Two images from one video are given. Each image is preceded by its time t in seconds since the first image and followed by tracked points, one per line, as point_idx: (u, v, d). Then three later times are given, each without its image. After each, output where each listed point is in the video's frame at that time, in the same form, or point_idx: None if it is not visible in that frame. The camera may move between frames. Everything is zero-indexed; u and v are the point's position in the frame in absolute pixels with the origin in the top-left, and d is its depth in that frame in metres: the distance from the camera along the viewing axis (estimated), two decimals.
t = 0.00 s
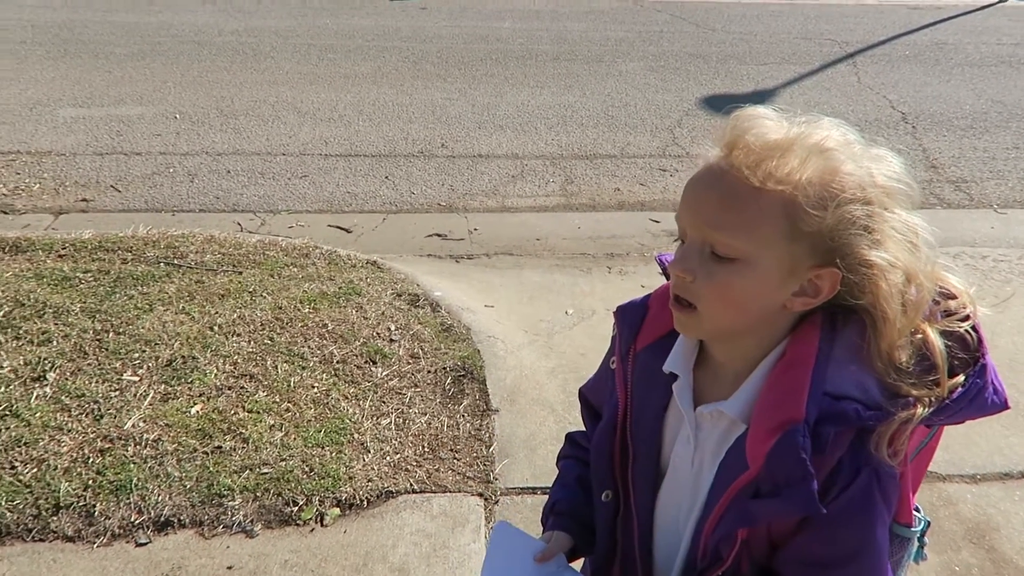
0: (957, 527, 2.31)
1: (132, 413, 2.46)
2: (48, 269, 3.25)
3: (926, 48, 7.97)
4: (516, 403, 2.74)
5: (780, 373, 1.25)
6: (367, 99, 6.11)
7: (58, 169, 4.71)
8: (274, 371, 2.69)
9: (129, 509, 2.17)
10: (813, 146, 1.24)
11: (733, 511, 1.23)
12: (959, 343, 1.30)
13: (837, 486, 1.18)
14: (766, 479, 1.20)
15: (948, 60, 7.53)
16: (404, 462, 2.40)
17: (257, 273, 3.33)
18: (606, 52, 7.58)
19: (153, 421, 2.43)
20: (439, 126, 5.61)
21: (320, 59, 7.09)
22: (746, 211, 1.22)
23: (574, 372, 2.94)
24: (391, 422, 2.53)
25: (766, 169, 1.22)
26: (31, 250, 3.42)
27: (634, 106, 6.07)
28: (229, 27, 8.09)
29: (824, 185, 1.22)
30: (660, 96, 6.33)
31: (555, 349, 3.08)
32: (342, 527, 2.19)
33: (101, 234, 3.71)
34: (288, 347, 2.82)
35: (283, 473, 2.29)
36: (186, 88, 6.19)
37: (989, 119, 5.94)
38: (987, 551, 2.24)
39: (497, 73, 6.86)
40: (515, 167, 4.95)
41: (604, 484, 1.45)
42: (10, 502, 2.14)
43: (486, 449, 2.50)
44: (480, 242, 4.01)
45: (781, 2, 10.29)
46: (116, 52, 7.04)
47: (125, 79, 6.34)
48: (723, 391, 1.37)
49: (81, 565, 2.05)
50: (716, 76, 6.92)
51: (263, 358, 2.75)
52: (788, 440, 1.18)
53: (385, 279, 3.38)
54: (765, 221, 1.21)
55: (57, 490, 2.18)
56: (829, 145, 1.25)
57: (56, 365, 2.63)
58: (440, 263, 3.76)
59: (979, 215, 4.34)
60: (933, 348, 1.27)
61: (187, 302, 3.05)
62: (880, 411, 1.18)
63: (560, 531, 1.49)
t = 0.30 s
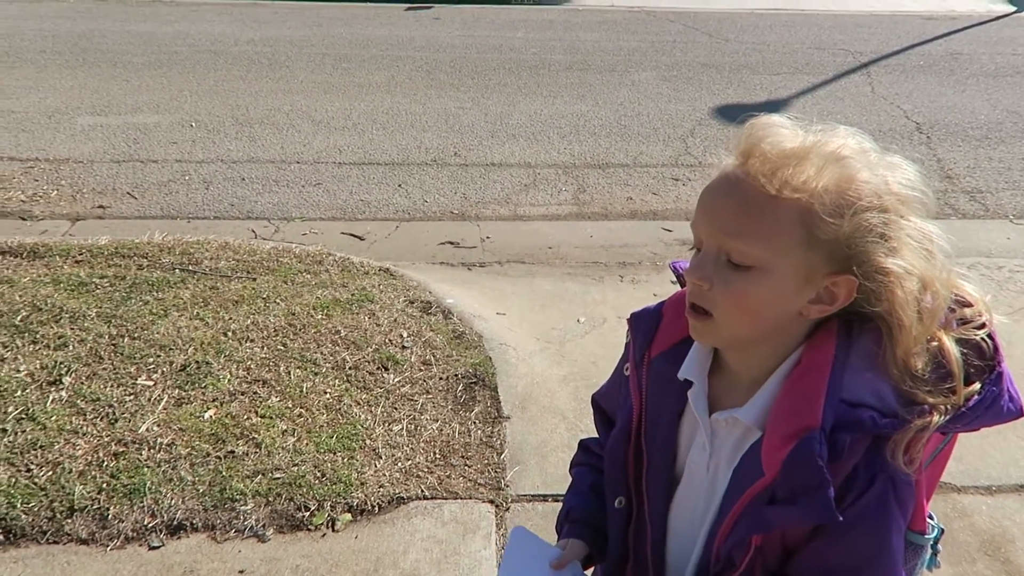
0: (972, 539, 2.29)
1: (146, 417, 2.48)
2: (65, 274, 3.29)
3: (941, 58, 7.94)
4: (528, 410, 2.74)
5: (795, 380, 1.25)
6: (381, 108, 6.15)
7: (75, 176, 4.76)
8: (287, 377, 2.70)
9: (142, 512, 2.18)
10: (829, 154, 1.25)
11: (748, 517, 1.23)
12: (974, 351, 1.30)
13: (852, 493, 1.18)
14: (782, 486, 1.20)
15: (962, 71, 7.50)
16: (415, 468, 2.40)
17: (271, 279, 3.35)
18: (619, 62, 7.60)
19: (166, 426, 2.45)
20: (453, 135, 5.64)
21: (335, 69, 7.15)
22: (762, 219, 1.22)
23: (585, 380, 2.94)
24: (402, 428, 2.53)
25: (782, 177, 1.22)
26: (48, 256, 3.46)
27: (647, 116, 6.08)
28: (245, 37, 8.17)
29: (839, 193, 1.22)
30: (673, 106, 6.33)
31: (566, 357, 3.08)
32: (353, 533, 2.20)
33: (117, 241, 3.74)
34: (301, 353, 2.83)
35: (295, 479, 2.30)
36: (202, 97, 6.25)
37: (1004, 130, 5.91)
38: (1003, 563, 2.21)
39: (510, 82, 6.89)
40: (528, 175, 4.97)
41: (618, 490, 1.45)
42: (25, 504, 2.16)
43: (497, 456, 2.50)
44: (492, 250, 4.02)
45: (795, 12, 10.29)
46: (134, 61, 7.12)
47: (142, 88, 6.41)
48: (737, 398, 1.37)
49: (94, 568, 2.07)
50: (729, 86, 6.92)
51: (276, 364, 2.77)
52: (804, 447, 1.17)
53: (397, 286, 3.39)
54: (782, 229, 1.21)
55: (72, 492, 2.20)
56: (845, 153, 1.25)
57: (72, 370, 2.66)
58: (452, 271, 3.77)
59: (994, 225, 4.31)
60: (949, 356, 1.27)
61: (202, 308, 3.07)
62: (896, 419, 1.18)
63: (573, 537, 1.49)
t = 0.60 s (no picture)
0: (983, 547, 2.27)
1: (156, 416, 2.49)
2: (77, 273, 3.31)
3: (953, 64, 7.91)
4: (536, 413, 2.74)
5: (811, 382, 1.24)
6: (391, 110, 6.17)
7: (88, 176, 4.80)
8: (296, 377, 2.71)
9: (151, 510, 2.19)
10: (846, 159, 1.25)
11: (763, 519, 1.22)
12: (991, 354, 1.29)
13: (869, 494, 1.18)
14: (798, 487, 1.20)
15: (974, 76, 7.46)
16: (423, 469, 2.41)
17: (281, 280, 3.36)
18: (629, 66, 7.60)
19: (176, 425, 2.46)
20: (462, 137, 5.65)
21: (346, 71, 7.17)
22: (780, 222, 1.22)
23: (594, 383, 2.94)
24: (411, 429, 2.54)
25: (799, 180, 1.22)
26: (60, 255, 3.48)
27: (657, 120, 6.08)
28: (257, 39, 8.21)
29: (856, 197, 1.22)
30: (683, 110, 6.33)
31: (574, 360, 3.08)
32: (361, 533, 2.20)
33: (129, 241, 3.77)
34: (310, 353, 2.84)
35: (304, 479, 2.30)
36: (213, 98, 6.28)
37: (1017, 136, 5.87)
38: (1013, 571, 2.20)
39: (520, 86, 6.90)
40: (537, 178, 4.97)
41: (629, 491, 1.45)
42: (35, 501, 2.18)
43: (505, 459, 2.50)
44: (501, 253, 4.03)
45: (806, 17, 10.27)
46: (146, 63, 7.17)
47: (155, 89, 6.45)
48: (751, 400, 1.37)
49: (103, 565, 2.08)
50: (740, 90, 6.91)
51: (286, 364, 2.78)
52: (821, 448, 1.17)
53: (407, 287, 3.40)
54: (800, 232, 1.21)
55: (82, 490, 2.21)
56: (862, 158, 1.26)
57: (83, 368, 2.68)
58: (461, 273, 3.78)
59: (1006, 232, 4.29)
60: (965, 359, 1.27)
61: (212, 308, 3.09)
62: (913, 420, 1.18)
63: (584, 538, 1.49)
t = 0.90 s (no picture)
0: (991, 553, 2.25)
1: (162, 419, 2.49)
2: (85, 276, 3.32)
3: (962, 67, 7.88)
4: (541, 416, 2.73)
5: (823, 381, 1.23)
6: (398, 113, 6.18)
7: (96, 179, 4.82)
8: (302, 380, 2.72)
9: (157, 512, 2.20)
10: (867, 156, 1.24)
11: (773, 519, 1.21)
12: (1001, 353, 1.29)
13: (880, 493, 1.17)
14: (809, 487, 1.19)
15: (984, 80, 7.43)
16: (428, 473, 2.40)
17: (287, 282, 3.37)
18: (636, 69, 7.60)
19: (182, 427, 2.46)
20: (469, 141, 5.66)
21: (353, 75, 7.19)
22: (802, 222, 1.21)
23: (599, 386, 2.93)
24: (416, 432, 2.54)
25: (821, 179, 1.22)
26: (69, 257, 3.50)
27: (664, 123, 6.07)
28: (265, 43, 8.24)
29: (876, 196, 1.22)
30: (690, 113, 6.33)
31: (580, 363, 3.08)
32: (365, 536, 2.20)
33: (137, 243, 3.78)
34: (316, 356, 2.85)
35: (309, 481, 2.30)
36: (222, 102, 6.31)
37: None
38: None
39: (527, 89, 6.90)
40: (544, 182, 4.97)
41: (637, 493, 1.44)
42: (42, 503, 2.18)
43: (510, 462, 2.50)
44: (507, 256, 4.03)
45: (814, 20, 10.25)
46: (155, 66, 7.20)
47: (164, 93, 6.48)
48: (762, 401, 1.36)
49: (109, 567, 2.08)
50: (748, 94, 6.90)
51: (292, 367, 2.78)
52: (833, 447, 1.16)
53: (413, 290, 3.40)
54: (823, 231, 1.21)
55: (88, 492, 2.22)
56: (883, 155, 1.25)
57: (91, 370, 2.68)
58: (468, 277, 3.78)
59: (1016, 236, 4.26)
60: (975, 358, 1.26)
61: (218, 310, 3.09)
62: (924, 419, 1.17)
63: (592, 538, 1.49)
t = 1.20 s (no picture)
0: (986, 556, 2.26)
1: (154, 430, 2.48)
2: (76, 286, 3.31)
3: (951, 73, 7.93)
4: (535, 423, 2.73)
5: (836, 391, 1.24)
6: (390, 122, 6.18)
7: (87, 189, 4.80)
8: (295, 390, 2.70)
9: (149, 524, 2.18)
10: (879, 160, 1.23)
11: (785, 530, 1.21)
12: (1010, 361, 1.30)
13: (894, 504, 1.16)
14: (823, 498, 1.19)
15: (972, 85, 7.48)
16: (422, 481, 2.39)
17: (279, 292, 3.36)
18: (627, 76, 7.63)
19: (174, 438, 2.45)
20: (461, 149, 5.66)
21: (346, 83, 7.20)
22: (819, 233, 1.21)
23: (593, 393, 2.93)
24: (409, 441, 2.53)
25: (835, 187, 1.21)
26: (60, 268, 3.48)
27: (655, 130, 6.09)
28: (256, 52, 8.24)
29: (889, 202, 1.22)
30: (682, 120, 6.35)
31: (574, 370, 3.08)
32: (359, 546, 2.19)
33: (128, 253, 3.77)
34: (309, 365, 2.84)
35: (302, 492, 2.29)
36: (213, 111, 6.30)
37: (1015, 144, 5.88)
38: None
39: (519, 97, 6.92)
40: (536, 189, 4.98)
41: (644, 503, 1.44)
42: (33, 516, 2.17)
43: (504, 470, 2.49)
44: (500, 263, 4.03)
45: (803, 27, 10.31)
46: (146, 76, 7.19)
47: (155, 103, 6.48)
48: (771, 409, 1.36)
49: None
50: (738, 100, 6.93)
51: (284, 376, 2.77)
52: (849, 458, 1.16)
53: (406, 298, 3.40)
54: (838, 241, 1.21)
55: (79, 504, 2.20)
56: (894, 158, 1.24)
57: (82, 382, 2.67)
58: (461, 284, 3.78)
59: (1006, 239, 4.28)
60: (986, 364, 1.27)
61: (210, 320, 3.08)
62: (938, 430, 1.17)
63: (591, 534, 1.48)
